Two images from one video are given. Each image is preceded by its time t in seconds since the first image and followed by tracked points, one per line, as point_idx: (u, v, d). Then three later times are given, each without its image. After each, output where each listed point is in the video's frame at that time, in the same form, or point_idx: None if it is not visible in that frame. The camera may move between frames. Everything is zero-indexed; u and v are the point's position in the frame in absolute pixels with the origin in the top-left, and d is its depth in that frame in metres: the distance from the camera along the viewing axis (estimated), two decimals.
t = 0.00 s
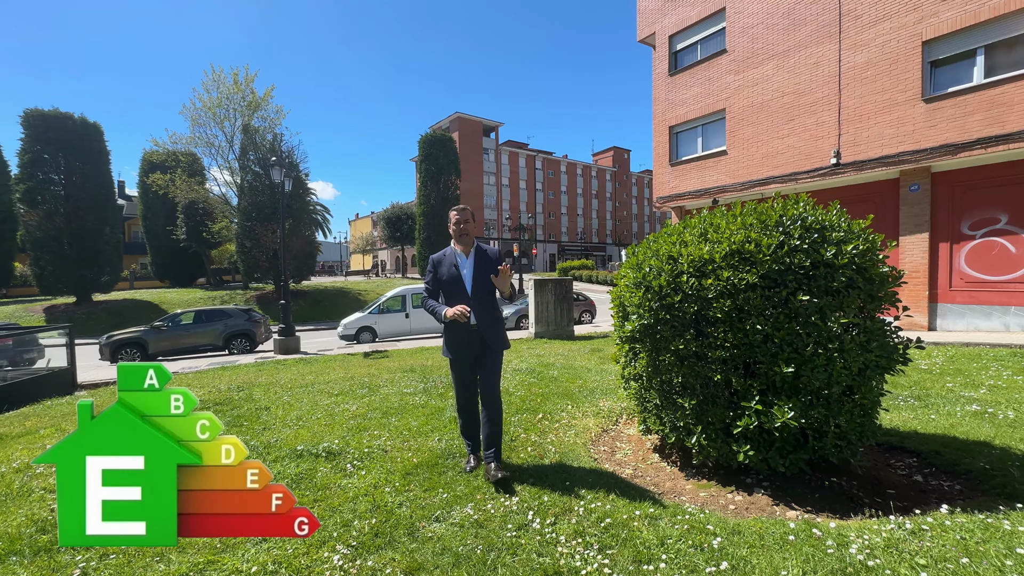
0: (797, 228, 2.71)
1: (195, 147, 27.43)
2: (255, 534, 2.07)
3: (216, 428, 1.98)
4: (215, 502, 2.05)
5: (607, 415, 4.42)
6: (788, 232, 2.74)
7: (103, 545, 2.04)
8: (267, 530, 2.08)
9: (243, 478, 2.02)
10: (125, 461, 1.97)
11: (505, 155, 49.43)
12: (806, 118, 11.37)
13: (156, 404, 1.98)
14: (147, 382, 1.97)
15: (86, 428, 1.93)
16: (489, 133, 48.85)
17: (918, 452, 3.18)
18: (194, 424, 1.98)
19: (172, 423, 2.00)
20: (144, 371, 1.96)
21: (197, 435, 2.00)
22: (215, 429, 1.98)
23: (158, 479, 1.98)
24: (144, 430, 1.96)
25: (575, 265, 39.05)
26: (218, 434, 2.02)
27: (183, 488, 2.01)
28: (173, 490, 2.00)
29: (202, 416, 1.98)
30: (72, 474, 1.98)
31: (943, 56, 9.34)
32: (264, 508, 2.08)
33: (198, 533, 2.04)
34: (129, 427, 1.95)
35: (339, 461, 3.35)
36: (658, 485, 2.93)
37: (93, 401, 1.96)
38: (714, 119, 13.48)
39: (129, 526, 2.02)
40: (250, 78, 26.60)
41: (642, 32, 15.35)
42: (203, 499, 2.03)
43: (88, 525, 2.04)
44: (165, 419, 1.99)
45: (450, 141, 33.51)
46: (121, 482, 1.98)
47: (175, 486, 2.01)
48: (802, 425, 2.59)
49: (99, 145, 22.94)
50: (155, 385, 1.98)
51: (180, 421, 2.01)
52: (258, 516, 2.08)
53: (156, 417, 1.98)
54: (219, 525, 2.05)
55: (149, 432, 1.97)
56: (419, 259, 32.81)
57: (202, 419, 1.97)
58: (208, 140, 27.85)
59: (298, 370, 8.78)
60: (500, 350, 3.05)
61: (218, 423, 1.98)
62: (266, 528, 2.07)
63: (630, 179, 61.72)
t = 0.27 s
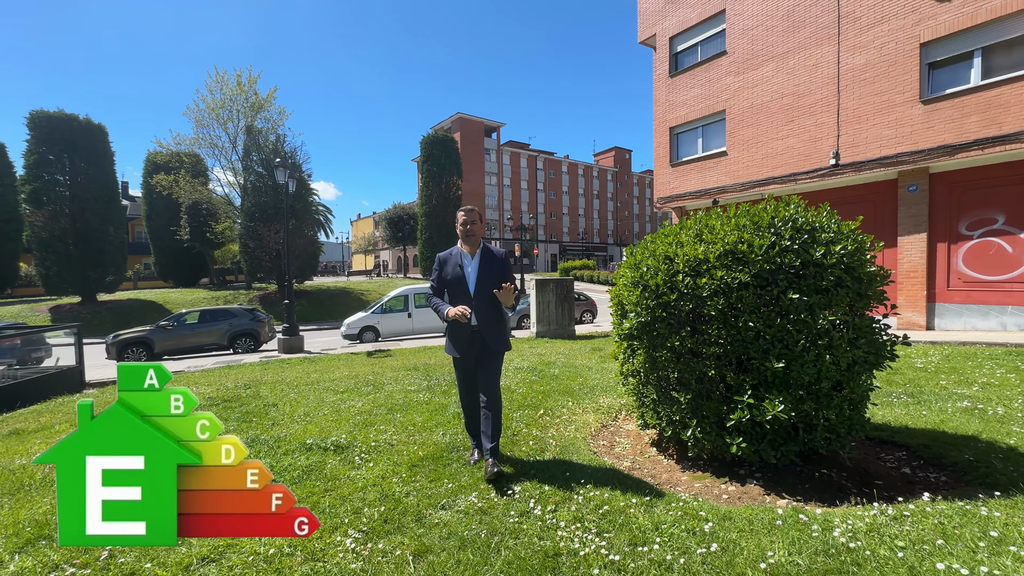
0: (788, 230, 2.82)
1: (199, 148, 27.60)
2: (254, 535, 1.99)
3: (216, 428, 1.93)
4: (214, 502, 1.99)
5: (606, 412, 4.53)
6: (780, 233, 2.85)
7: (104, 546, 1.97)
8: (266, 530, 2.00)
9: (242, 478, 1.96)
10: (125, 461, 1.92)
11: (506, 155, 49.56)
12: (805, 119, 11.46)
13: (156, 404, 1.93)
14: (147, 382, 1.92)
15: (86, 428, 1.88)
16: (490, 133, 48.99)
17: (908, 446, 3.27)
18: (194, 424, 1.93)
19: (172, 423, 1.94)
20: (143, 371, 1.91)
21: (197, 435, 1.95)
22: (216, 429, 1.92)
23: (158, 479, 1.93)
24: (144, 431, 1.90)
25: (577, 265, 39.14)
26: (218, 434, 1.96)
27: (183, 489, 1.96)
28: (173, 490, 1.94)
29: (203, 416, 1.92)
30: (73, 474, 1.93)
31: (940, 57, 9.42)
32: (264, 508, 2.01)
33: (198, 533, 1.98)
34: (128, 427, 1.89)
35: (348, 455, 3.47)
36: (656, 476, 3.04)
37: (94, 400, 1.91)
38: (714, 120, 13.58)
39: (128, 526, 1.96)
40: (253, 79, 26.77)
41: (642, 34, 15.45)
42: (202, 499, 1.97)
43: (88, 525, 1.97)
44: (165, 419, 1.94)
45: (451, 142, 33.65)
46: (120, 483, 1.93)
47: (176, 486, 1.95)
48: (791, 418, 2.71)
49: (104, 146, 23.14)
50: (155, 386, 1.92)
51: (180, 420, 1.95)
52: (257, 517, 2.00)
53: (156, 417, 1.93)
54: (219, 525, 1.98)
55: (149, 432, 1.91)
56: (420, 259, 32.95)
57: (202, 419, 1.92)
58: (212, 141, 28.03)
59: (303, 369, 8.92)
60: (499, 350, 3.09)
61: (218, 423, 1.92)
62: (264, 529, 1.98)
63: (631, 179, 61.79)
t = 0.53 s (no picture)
0: (778, 233, 2.93)
1: (202, 149, 27.76)
2: (254, 535, 2.04)
3: (215, 428, 1.97)
4: (214, 502, 2.03)
5: (604, 409, 4.63)
6: (770, 236, 2.95)
7: (104, 546, 2.01)
8: (266, 530, 2.05)
9: (242, 479, 2.00)
10: (124, 461, 1.95)
11: (508, 156, 49.66)
12: (804, 120, 11.55)
13: (156, 404, 1.97)
14: (147, 382, 1.96)
15: (86, 428, 1.91)
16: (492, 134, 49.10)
17: (897, 443, 3.34)
18: (194, 424, 1.97)
19: (171, 423, 1.98)
20: (143, 372, 1.95)
21: (197, 435, 1.99)
22: (215, 429, 1.96)
23: (158, 479, 1.97)
24: (144, 432, 1.94)
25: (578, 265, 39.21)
26: (218, 434, 2.00)
27: (183, 488, 2.00)
28: (173, 490, 1.98)
29: (203, 416, 1.96)
30: (73, 475, 1.96)
31: (938, 60, 9.50)
32: (264, 508, 2.06)
33: (199, 533, 2.02)
34: (127, 427, 1.93)
35: (353, 450, 3.58)
36: (651, 472, 3.14)
37: (93, 400, 1.94)
38: (714, 122, 13.67)
39: (127, 526, 2.00)
40: (256, 81, 26.92)
41: (642, 36, 15.55)
42: (202, 499, 2.01)
43: (87, 525, 2.01)
44: (165, 419, 1.98)
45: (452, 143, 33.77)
46: (120, 483, 1.96)
47: (175, 486, 1.99)
48: (781, 414, 2.80)
49: (108, 147, 23.29)
50: (155, 386, 1.96)
51: (180, 421, 1.99)
52: (258, 516, 2.06)
53: (155, 417, 1.97)
54: (219, 526, 2.02)
55: (149, 433, 1.95)
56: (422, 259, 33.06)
57: (202, 419, 1.96)
58: (215, 142, 28.20)
59: (307, 368, 9.03)
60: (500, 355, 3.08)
61: (218, 423, 1.96)
62: (263, 528, 2.04)
63: (632, 179, 61.85)
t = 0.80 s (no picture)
0: (768, 235, 3.02)
1: (205, 150, 27.92)
2: (253, 534, 2.07)
3: (215, 428, 1.99)
4: (214, 502, 2.06)
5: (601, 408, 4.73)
6: (759, 238, 3.05)
7: (104, 545, 2.04)
8: (265, 530, 2.08)
9: (242, 479, 2.03)
10: (125, 461, 1.97)
11: (509, 156, 49.78)
12: (802, 122, 11.63)
13: (155, 405, 1.98)
14: (147, 382, 1.97)
15: (86, 428, 1.94)
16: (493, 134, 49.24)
17: (885, 440, 3.42)
18: (194, 424, 1.99)
19: (171, 423, 2.00)
20: (143, 372, 1.96)
21: (197, 435, 2.01)
22: (215, 429, 1.98)
23: (157, 479, 1.99)
24: (144, 432, 1.96)
25: (579, 265, 39.27)
26: (218, 434, 2.03)
27: (183, 488, 2.02)
28: (173, 490, 2.00)
29: (203, 416, 1.99)
30: (73, 474, 1.98)
31: (934, 62, 9.57)
32: (264, 508, 2.09)
33: (198, 533, 2.05)
34: (127, 427, 1.95)
35: (355, 447, 3.69)
36: (645, 467, 3.23)
37: (93, 400, 1.97)
38: (713, 123, 13.75)
39: (127, 526, 2.03)
40: (258, 82, 27.05)
41: (642, 37, 15.64)
42: (202, 499, 2.04)
43: (88, 525, 2.04)
44: (165, 419, 2.00)
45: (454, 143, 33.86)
46: (119, 483, 1.98)
47: (175, 486, 2.02)
48: (770, 412, 2.89)
49: (112, 149, 23.44)
50: (155, 386, 1.98)
51: (180, 421, 2.01)
52: (258, 516, 2.08)
53: (155, 417, 1.99)
54: (219, 525, 2.05)
55: (149, 433, 1.97)
56: (423, 260, 33.18)
57: (202, 420, 1.98)
58: (217, 144, 28.36)
59: (310, 367, 9.15)
60: (503, 355, 3.00)
61: (218, 423, 1.98)
62: (263, 528, 2.06)
63: (634, 179, 61.93)
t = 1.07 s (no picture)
0: (758, 238, 3.12)
1: (207, 151, 28.08)
2: (252, 534, 2.04)
3: (216, 428, 1.97)
4: (215, 502, 2.04)
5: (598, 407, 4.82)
6: (749, 241, 3.14)
7: (104, 546, 2.00)
8: (264, 530, 2.04)
9: (242, 478, 2.01)
10: (125, 461, 1.95)
11: (510, 157, 49.91)
12: (800, 124, 11.71)
13: (155, 404, 1.97)
14: (147, 381, 1.96)
15: (86, 428, 1.92)
16: (494, 135, 49.38)
17: (875, 437, 3.49)
18: (195, 424, 1.97)
19: (171, 423, 1.99)
20: (143, 372, 1.95)
21: (197, 435, 2.00)
22: (216, 429, 1.97)
23: (158, 478, 1.97)
24: (144, 432, 1.95)
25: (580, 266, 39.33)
26: (218, 434, 2.01)
27: (183, 488, 2.00)
28: (173, 490, 1.98)
29: (203, 416, 1.97)
30: (72, 475, 1.96)
31: (931, 64, 9.64)
32: (264, 508, 2.06)
33: (199, 533, 2.03)
34: (127, 426, 1.93)
35: (358, 443, 3.79)
36: (639, 463, 3.33)
37: (93, 400, 1.95)
38: (712, 125, 13.84)
39: (127, 526, 2.00)
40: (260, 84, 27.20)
41: (642, 39, 15.74)
42: (203, 499, 2.02)
43: (88, 525, 2.01)
44: (166, 419, 1.98)
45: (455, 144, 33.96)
46: (120, 483, 1.97)
47: (175, 486, 1.99)
48: (759, 408, 2.98)
49: (115, 150, 23.59)
50: (155, 386, 1.97)
51: (180, 421, 2.00)
52: (257, 515, 2.06)
53: (155, 417, 1.97)
54: (219, 525, 2.03)
55: (150, 433, 1.96)
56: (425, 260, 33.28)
57: (202, 419, 1.96)
58: (220, 145, 28.51)
59: (312, 367, 9.26)
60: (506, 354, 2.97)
61: (218, 423, 1.97)
62: (263, 527, 2.03)
63: (635, 180, 61.99)
